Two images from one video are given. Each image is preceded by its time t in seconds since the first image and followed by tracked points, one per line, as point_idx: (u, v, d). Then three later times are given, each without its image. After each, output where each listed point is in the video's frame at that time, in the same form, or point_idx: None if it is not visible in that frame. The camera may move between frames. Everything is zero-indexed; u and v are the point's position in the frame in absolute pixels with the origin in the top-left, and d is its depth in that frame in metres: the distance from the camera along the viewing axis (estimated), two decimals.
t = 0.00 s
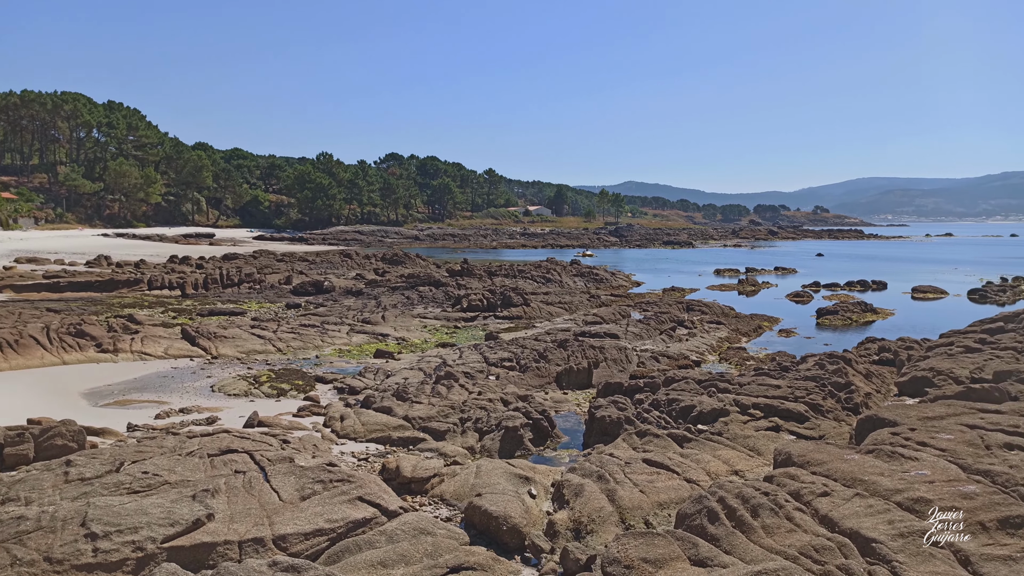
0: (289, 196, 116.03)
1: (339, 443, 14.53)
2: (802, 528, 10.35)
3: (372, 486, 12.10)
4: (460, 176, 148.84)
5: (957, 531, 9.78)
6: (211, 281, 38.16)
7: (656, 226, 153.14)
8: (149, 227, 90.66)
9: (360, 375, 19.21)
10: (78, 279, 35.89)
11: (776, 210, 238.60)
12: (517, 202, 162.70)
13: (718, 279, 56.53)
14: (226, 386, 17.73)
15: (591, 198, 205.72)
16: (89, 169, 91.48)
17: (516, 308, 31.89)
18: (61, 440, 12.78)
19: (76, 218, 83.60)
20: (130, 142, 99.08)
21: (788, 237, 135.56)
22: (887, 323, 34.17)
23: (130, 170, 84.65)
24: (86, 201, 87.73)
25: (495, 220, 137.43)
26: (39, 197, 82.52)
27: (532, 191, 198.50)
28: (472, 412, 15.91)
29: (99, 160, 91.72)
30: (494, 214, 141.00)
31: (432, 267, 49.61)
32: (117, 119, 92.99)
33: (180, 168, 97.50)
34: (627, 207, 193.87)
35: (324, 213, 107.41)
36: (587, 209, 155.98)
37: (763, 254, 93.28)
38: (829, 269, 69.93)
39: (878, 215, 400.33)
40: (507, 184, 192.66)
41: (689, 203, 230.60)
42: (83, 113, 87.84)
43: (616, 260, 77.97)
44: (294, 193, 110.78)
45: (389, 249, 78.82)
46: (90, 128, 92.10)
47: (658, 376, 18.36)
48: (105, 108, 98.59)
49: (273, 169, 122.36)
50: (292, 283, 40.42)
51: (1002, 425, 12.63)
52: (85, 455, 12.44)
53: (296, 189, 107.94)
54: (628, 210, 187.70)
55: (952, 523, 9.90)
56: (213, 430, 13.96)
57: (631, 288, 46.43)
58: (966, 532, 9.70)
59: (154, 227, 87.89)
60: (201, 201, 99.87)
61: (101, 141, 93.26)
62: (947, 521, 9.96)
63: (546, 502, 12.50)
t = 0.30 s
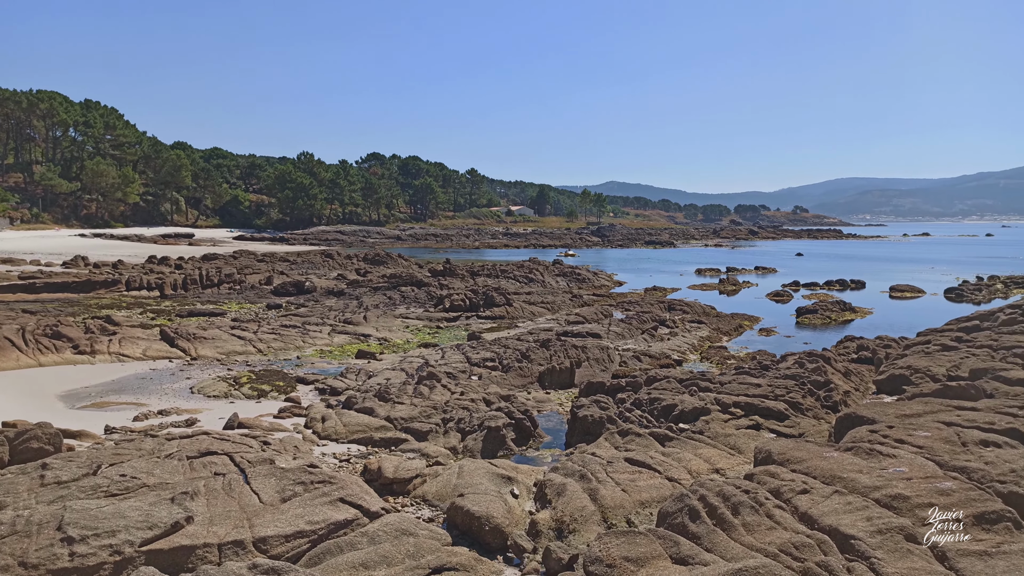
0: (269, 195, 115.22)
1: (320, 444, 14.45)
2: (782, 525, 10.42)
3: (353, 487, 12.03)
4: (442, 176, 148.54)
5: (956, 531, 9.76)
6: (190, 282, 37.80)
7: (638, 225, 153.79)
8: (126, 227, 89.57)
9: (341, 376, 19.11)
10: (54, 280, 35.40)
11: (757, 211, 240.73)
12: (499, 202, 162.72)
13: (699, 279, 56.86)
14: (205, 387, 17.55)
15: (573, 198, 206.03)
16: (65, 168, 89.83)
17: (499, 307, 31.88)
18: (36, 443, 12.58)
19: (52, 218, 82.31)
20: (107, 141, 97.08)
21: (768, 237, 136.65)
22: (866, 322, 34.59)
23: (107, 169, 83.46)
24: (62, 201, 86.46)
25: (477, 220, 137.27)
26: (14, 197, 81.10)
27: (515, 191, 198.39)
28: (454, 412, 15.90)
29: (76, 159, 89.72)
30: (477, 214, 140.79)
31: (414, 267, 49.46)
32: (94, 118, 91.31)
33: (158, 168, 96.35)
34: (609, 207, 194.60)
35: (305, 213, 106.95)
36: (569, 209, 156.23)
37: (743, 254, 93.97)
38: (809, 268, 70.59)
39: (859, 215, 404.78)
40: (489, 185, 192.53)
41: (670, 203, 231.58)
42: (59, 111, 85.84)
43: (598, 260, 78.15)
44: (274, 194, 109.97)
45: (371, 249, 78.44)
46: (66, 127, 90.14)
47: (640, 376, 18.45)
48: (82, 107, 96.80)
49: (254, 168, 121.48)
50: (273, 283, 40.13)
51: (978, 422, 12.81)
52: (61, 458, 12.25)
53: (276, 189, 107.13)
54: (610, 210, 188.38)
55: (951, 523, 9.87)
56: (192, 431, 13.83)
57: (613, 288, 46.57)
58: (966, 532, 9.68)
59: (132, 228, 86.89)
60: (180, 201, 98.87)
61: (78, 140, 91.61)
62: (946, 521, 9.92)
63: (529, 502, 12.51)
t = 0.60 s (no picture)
0: (251, 195, 114.48)
1: (302, 446, 14.37)
2: (763, 523, 10.48)
3: (336, 489, 11.95)
4: (426, 177, 148.26)
5: (957, 532, 9.71)
6: (171, 283, 37.46)
7: (621, 226, 154.40)
8: (105, 227, 88.75)
9: (324, 377, 19.03)
10: (32, 280, 34.95)
11: (739, 211, 242.41)
12: (483, 202, 162.65)
13: (682, 278, 57.19)
14: (186, 389, 17.39)
15: (557, 198, 206.28)
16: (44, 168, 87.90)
17: (482, 308, 31.89)
18: (13, 447, 12.37)
19: (29, 219, 81.17)
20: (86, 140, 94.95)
21: (750, 237, 137.67)
22: (846, 321, 34.93)
23: (87, 169, 82.24)
24: (40, 201, 85.27)
25: (461, 220, 137.11)
26: None
27: (499, 192, 198.27)
28: (438, 413, 15.88)
29: (54, 159, 87.90)
30: (461, 214, 140.61)
31: (397, 267, 49.35)
32: (73, 117, 89.41)
33: (138, 168, 95.20)
34: (593, 207, 195.23)
35: (287, 213, 106.64)
36: (553, 209, 156.55)
37: (725, 253, 94.55)
38: (791, 268, 71.24)
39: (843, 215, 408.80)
40: (473, 185, 192.27)
41: (653, 203, 232.44)
42: (37, 111, 83.80)
43: (581, 260, 78.32)
44: (256, 193, 109.20)
45: (353, 249, 78.18)
46: (44, 126, 87.44)
47: (623, 375, 18.52)
48: (61, 106, 94.68)
49: (235, 168, 120.68)
50: (255, 284, 39.88)
51: (957, 420, 12.96)
52: (38, 462, 12.06)
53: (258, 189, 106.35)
54: (593, 210, 188.93)
55: (951, 524, 9.84)
56: (173, 434, 13.70)
57: (597, 288, 46.68)
58: (967, 533, 9.62)
59: (111, 228, 86.00)
60: (160, 200, 98.06)
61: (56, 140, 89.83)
62: (946, 522, 9.88)
63: (512, 503, 12.51)
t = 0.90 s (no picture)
0: (233, 195, 113.69)
1: (285, 448, 14.29)
2: (745, 522, 10.52)
3: (319, 491, 11.89)
4: (410, 177, 147.83)
5: (956, 532, 9.74)
6: (152, 283, 37.12)
7: (604, 226, 154.87)
8: (85, 228, 87.73)
9: (307, 378, 18.93)
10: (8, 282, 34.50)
11: (721, 211, 243.69)
12: (467, 203, 162.47)
13: (665, 279, 57.48)
14: (167, 392, 17.22)
15: (541, 198, 206.24)
16: (21, 168, 86.65)
17: (467, 308, 31.86)
18: None
19: (6, 219, 79.96)
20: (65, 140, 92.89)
21: (733, 237, 138.40)
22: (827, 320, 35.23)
23: (66, 169, 80.79)
24: (18, 201, 83.87)
25: (445, 220, 136.82)
26: None
27: (483, 192, 197.99)
28: (421, 414, 15.85)
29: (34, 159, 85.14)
30: (445, 214, 140.29)
31: (380, 267, 49.21)
32: (51, 116, 87.26)
33: (118, 167, 94.06)
34: (577, 207, 195.67)
35: (270, 213, 106.17)
36: (537, 209, 156.66)
37: (708, 253, 95.03)
38: (773, 268, 71.76)
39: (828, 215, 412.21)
40: (457, 184, 191.81)
41: (637, 203, 232.75)
42: (14, 110, 81.99)
43: (566, 260, 78.43)
44: (239, 194, 108.34)
45: (336, 249, 77.82)
46: (21, 125, 85.03)
47: (607, 375, 18.57)
48: (39, 105, 91.87)
49: (217, 168, 119.87)
50: (237, 284, 39.62)
51: (936, 418, 13.09)
52: (16, 465, 11.89)
53: (240, 188, 105.52)
54: (577, 210, 189.24)
55: (951, 523, 9.85)
56: (153, 436, 13.58)
57: (581, 288, 46.79)
58: (966, 533, 9.66)
59: (91, 228, 85.10)
60: (141, 200, 97.18)
61: (34, 139, 87.75)
62: (946, 521, 9.88)
63: (496, 503, 12.50)
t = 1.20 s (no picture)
0: (217, 195, 112.87)
1: (270, 449, 14.23)
2: (730, 521, 10.55)
3: (304, 492, 11.82)
4: (396, 177, 147.43)
5: (957, 531, 9.77)
6: (135, 284, 36.83)
7: (590, 226, 155.23)
8: (67, 228, 86.65)
9: (292, 379, 18.86)
10: None
11: (706, 212, 244.80)
12: (453, 202, 162.37)
13: (650, 279, 57.69)
14: (150, 393, 17.11)
15: (528, 198, 206.08)
16: None
17: (453, 309, 31.86)
18: None
19: None
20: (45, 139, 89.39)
21: (718, 237, 138.94)
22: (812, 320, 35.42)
23: (47, 168, 79.50)
24: None
25: (431, 220, 136.46)
26: None
27: (469, 192, 197.70)
28: (408, 415, 15.83)
29: (12, 157, 83.48)
30: (431, 215, 139.91)
31: (366, 268, 49.06)
32: (33, 115, 85.44)
33: (101, 167, 92.94)
34: (563, 208, 196.03)
35: (255, 214, 105.54)
36: (524, 209, 156.70)
37: (693, 253, 95.36)
38: (758, 268, 72.12)
39: (815, 215, 414.82)
40: (443, 184, 191.51)
41: (624, 203, 233.12)
42: None
43: (552, 260, 78.51)
44: (223, 194, 107.56)
45: (321, 250, 77.49)
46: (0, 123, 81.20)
47: (593, 375, 18.62)
48: (20, 103, 90.12)
49: (201, 168, 119.01)
50: (222, 285, 39.38)
51: (919, 417, 13.19)
52: None
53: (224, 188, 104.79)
54: (563, 210, 189.50)
55: (952, 523, 9.87)
56: (137, 439, 13.48)
57: (567, 288, 46.85)
58: (967, 532, 9.69)
59: (74, 228, 84.25)
60: (124, 200, 96.25)
61: (14, 137, 84.17)
62: (946, 520, 9.91)
63: (482, 503, 12.50)
